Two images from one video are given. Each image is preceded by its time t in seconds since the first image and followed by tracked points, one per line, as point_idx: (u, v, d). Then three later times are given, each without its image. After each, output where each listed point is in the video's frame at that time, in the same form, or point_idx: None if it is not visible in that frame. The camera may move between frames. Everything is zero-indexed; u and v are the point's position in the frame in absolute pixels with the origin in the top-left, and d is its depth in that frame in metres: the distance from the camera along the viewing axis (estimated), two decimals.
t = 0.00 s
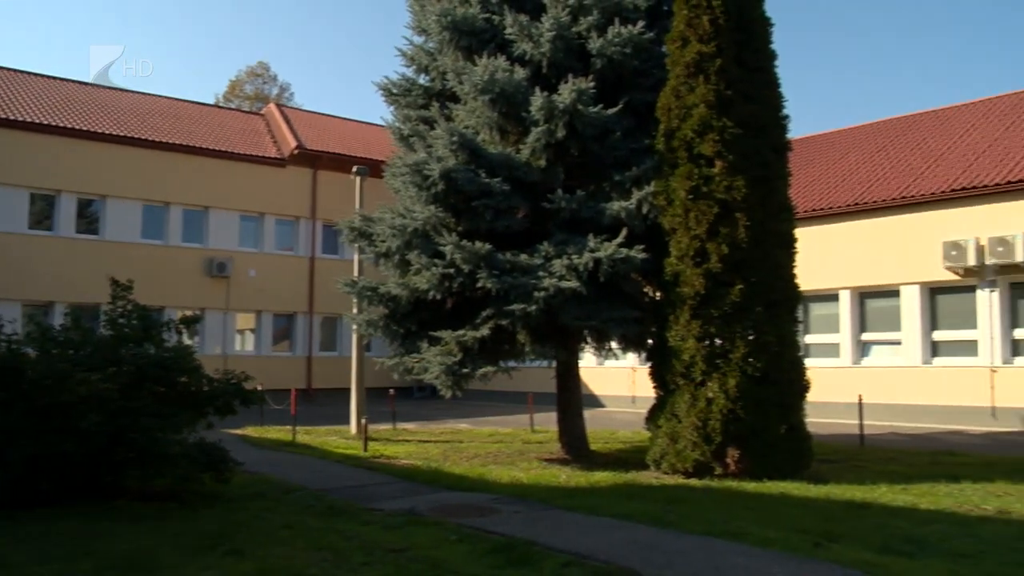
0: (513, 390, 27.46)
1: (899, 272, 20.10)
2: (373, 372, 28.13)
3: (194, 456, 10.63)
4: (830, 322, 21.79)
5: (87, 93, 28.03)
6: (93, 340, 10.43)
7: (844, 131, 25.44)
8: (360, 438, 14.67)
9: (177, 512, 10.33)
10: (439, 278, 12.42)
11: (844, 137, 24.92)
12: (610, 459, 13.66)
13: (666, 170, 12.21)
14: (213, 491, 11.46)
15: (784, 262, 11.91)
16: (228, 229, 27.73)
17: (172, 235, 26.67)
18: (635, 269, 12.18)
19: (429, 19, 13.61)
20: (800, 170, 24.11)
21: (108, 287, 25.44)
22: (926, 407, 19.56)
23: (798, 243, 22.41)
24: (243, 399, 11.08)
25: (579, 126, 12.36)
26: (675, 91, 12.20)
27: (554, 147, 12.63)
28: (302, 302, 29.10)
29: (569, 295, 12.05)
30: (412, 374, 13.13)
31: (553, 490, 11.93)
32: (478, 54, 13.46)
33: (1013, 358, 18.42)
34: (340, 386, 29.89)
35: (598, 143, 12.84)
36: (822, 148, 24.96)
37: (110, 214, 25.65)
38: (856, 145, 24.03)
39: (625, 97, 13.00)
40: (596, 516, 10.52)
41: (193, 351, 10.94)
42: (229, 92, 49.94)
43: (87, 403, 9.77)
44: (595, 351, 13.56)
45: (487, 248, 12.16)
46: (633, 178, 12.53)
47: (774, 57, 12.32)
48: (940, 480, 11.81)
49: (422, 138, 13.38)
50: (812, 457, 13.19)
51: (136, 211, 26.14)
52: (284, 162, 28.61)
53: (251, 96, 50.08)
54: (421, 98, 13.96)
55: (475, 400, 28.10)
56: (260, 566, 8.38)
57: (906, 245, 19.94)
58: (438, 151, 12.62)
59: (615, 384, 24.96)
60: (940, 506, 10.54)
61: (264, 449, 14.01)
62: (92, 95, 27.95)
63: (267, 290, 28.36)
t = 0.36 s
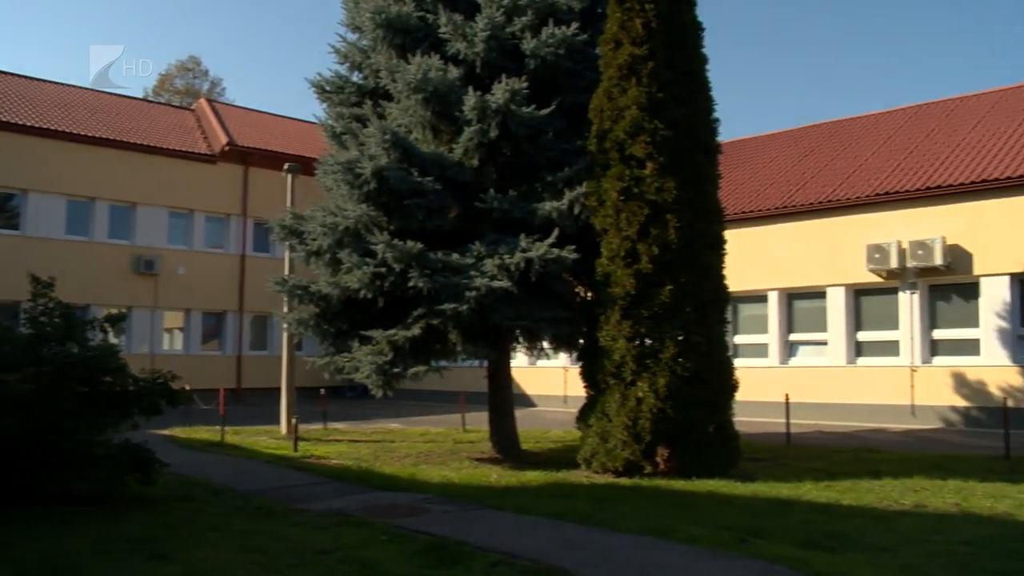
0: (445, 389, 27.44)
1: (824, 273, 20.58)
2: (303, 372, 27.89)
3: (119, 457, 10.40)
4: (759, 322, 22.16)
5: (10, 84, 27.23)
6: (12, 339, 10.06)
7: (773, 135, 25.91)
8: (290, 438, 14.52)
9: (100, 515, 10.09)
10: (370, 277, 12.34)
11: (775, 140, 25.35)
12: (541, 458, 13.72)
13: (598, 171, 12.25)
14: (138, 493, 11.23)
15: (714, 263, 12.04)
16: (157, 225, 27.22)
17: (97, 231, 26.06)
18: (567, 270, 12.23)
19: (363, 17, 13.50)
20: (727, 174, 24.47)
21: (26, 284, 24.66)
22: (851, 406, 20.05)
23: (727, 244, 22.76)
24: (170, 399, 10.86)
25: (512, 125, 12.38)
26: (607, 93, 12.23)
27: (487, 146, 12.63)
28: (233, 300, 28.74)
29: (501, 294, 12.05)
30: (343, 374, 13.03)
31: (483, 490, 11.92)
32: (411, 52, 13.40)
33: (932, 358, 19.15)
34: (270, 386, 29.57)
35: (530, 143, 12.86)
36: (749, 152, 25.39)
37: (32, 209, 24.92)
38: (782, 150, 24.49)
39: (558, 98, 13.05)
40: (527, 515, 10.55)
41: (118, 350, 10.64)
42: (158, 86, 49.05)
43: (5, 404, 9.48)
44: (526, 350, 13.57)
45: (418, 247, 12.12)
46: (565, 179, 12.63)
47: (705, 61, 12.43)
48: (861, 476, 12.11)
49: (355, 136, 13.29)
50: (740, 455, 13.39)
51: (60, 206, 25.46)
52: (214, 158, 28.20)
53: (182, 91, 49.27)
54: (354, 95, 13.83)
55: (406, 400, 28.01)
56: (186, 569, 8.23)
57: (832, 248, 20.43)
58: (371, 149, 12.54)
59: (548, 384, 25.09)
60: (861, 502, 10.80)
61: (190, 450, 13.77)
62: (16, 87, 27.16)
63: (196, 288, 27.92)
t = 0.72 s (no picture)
0: (380, 389, 27.30)
1: (756, 274, 20.91)
2: (236, 372, 27.51)
3: (43, 459, 10.13)
4: (692, 322, 22.43)
5: None
6: None
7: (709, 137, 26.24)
8: (222, 438, 14.34)
9: (23, 518, 9.82)
10: (304, 276, 12.23)
11: (711, 143, 25.69)
12: (475, 458, 13.74)
13: (534, 172, 12.29)
14: (63, 495, 10.96)
15: (647, 264, 12.15)
16: (86, 221, 26.64)
17: (23, 225, 25.32)
18: (502, 269, 12.24)
19: (299, 12, 13.36)
20: (661, 175, 24.69)
21: None
22: (783, 405, 20.36)
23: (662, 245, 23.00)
24: (97, 399, 10.62)
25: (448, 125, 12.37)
26: (543, 94, 12.28)
27: (423, 145, 12.60)
28: (165, 298, 28.29)
29: (436, 294, 12.03)
30: (276, 373, 12.90)
31: (417, 489, 11.89)
32: (348, 50, 13.31)
33: (860, 357, 19.59)
34: (202, 385, 29.18)
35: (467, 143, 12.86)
36: (683, 155, 25.66)
37: None
38: (715, 153, 24.80)
39: (495, 98, 13.09)
40: (462, 514, 10.54)
41: (43, 349, 10.37)
42: (88, 79, 47.98)
43: None
44: (461, 350, 13.56)
45: (353, 246, 12.06)
46: (500, 179, 12.68)
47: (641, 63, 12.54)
48: (791, 474, 12.34)
49: (289, 134, 13.17)
50: (673, 454, 13.52)
51: None
52: (146, 153, 27.71)
53: (112, 84, 48.29)
54: (289, 92, 13.69)
55: (340, 399, 27.81)
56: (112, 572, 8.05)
57: (764, 249, 20.77)
58: (305, 146, 12.42)
59: (484, 383, 25.12)
60: (791, 499, 10.99)
61: (118, 451, 13.51)
62: None
63: (126, 285, 27.39)
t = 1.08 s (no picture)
0: (320, 388, 27.07)
1: (695, 274, 21.13)
2: (172, 370, 27.07)
3: None
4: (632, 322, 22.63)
5: None
6: None
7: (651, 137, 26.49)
8: (157, 438, 14.11)
9: None
10: (242, 273, 12.09)
11: (653, 143, 25.93)
12: (415, 456, 13.72)
13: (475, 170, 12.29)
14: None
15: (587, 264, 12.21)
16: (17, 216, 25.98)
17: None
18: (442, 268, 12.22)
19: (238, 6, 13.18)
20: (603, 176, 24.83)
21: None
22: (721, 403, 20.61)
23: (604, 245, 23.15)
24: (27, 399, 10.32)
25: (389, 122, 12.32)
26: (485, 93, 12.29)
27: (363, 143, 12.52)
28: (100, 295, 27.74)
29: (376, 292, 11.98)
30: (213, 372, 12.73)
31: (355, 489, 11.81)
32: (288, 45, 13.17)
33: (796, 357, 19.93)
34: (137, 384, 28.66)
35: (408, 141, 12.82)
36: (624, 155, 25.82)
37: None
38: (655, 154, 25.00)
39: (436, 96, 13.07)
40: (401, 514, 10.50)
41: None
42: (19, 69, 46.85)
43: None
44: (401, 349, 13.51)
45: (292, 243, 11.97)
46: (441, 177, 12.67)
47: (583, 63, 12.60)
48: (728, 471, 12.51)
49: (228, 130, 13.00)
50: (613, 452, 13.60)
51: None
52: (81, 147, 27.13)
53: (44, 75, 47.22)
54: (229, 87, 13.50)
55: (278, 399, 27.50)
56: None
57: (704, 249, 21.01)
58: (244, 142, 12.22)
59: (425, 382, 25.05)
60: (728, 496, 11.13)
61: (49, 452, 13.21)
62: None
63: (59, 282, 26.78)
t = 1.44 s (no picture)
0: (262, 386, 26.81)
1: (638, 272, 21.28)
2: (109, 368, 26.60)
3: None
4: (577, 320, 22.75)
5: None
6: None
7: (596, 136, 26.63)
8: (94, 437, 13.85)
9: None
10: (182, 269, 11.92)
11: (599, 142, 26.07)
12: (357, 454, 13.65)
13: (418, 168, 12.24)
14: None
15: (531, 262, 12.24)
16: None
17: None
18: (385, 265, 12.16)
19: None
20: (548, 174, 24.90)
21: None
22: (664, 401, 20.81)
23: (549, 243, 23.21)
24: None
25: (332, 118, 12.23)
26: (429, 90, 12.26)
27: (306, 139, 12.41)
28: (34, 292, 27.11)
29: (318, 289, 11.89)
30: (152, 370, 12.53)
31: (297, 487, 11.71)
32: (230, 38, 12.98)
33: (737, 355, 20.21)
34: (73, 382, 28.10)
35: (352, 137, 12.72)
36: (570, 154, 25.91)
37: None
38: (601, 153, 25.13)
39: (380, 93, 12.99)
40: (343, 512, 10.42)
41: None
42: None
43: None
44: (344, 346, 13.42)
45: (233, 240, 11.84)
46: (384, 174, 12.60)
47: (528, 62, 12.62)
48: (670, 468, 12.63)
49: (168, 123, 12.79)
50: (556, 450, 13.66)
51: None
52: (15, 139, 26.46)
53: None
54: (169, 80, 13.28)
55: (218, 396, 27.18)
56: None
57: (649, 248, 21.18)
58: (185, 137, 12.01)
59: (368, 380, 24.93)
60: (669, 492, 11.25)
61: None
62: None
63: None
